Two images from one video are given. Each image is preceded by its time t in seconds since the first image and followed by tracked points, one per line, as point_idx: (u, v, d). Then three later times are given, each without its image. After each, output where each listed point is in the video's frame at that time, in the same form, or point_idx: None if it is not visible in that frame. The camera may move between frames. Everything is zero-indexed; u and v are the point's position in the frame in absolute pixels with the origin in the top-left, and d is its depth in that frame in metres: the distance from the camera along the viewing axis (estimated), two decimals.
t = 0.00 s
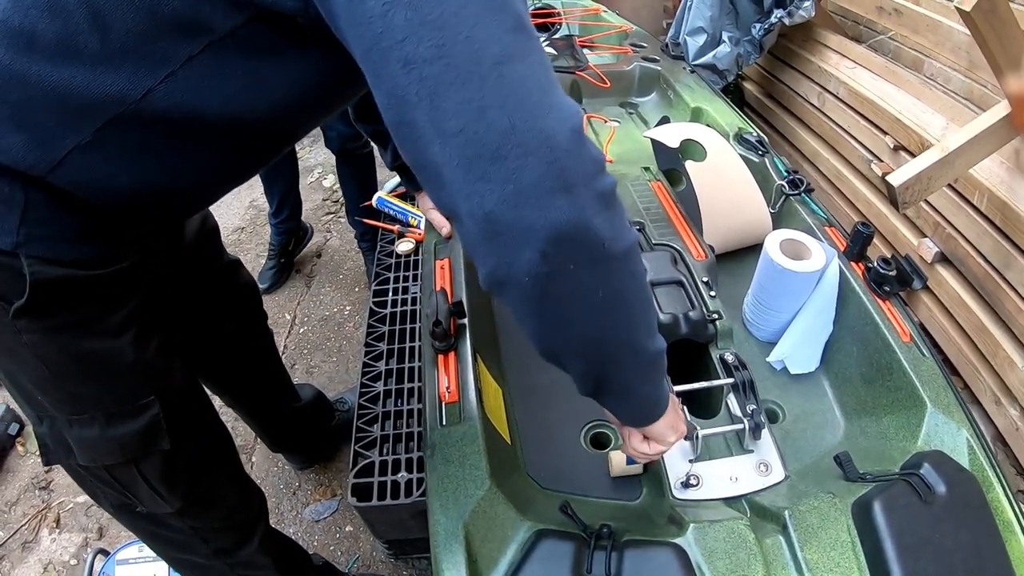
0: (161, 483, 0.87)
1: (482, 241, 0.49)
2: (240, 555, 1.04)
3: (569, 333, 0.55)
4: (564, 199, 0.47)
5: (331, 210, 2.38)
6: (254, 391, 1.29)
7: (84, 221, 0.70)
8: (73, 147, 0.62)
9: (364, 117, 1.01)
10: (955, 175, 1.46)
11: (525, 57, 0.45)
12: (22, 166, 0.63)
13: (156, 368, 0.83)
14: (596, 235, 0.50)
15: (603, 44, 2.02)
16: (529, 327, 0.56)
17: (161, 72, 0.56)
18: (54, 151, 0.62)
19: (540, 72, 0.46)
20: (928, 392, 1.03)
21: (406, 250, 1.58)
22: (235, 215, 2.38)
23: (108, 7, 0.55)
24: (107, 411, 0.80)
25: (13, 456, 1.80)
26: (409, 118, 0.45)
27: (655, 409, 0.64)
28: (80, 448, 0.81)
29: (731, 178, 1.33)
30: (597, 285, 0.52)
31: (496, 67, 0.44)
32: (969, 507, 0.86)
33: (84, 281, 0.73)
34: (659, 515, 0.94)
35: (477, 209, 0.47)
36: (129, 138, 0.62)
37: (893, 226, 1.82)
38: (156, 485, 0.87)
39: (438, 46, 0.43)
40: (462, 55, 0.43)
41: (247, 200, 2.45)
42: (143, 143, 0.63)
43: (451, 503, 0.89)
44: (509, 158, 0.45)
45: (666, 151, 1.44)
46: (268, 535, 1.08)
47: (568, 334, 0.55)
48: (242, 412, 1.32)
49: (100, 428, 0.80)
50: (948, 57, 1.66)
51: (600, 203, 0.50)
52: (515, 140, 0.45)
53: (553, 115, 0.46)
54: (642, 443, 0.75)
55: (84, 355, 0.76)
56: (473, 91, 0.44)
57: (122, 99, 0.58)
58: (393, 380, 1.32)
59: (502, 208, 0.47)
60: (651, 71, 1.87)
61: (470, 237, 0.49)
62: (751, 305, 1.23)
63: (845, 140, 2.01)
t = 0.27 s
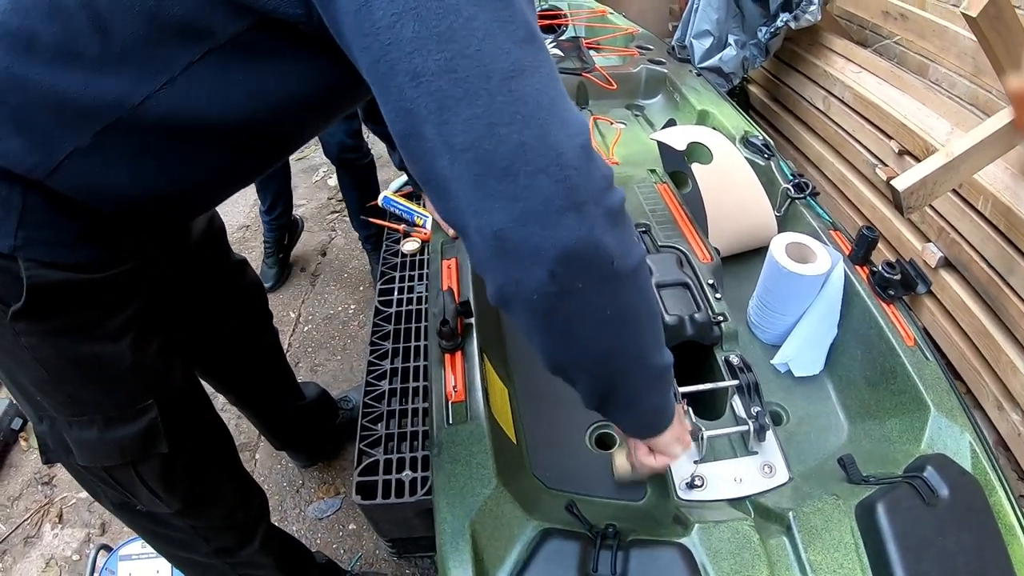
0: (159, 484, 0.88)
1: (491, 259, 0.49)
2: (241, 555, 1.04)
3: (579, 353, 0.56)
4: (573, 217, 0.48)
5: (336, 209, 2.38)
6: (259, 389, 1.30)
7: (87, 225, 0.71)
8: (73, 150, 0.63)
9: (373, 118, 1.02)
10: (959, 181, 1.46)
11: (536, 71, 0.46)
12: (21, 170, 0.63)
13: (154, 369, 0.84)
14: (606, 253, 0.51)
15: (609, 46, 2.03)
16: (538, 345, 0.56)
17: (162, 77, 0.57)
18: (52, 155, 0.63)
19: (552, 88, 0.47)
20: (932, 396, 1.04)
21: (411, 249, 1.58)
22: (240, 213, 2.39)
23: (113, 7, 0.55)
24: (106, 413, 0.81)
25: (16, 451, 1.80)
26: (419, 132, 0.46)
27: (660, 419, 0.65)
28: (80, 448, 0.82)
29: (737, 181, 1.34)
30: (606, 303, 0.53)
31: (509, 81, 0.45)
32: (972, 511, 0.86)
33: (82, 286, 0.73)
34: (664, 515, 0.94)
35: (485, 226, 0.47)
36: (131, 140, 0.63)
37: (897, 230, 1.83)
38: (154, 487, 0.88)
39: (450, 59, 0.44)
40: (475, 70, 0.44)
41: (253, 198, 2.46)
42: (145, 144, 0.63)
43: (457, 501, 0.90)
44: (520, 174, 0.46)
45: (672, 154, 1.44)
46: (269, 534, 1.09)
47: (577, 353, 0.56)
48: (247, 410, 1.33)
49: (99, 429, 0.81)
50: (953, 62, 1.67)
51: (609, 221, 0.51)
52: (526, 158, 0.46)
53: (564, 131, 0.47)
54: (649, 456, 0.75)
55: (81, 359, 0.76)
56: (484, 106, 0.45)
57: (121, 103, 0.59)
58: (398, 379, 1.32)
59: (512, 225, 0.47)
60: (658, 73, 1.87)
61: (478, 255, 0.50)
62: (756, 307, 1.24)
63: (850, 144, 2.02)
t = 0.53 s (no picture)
0: (163, 486, 0.88)
1: (421, 259, 0.47)
2: (245, 555, 1.05)
3: (532, 363, 0.54)
4: (504, 218, 0.45)
5: (340, 210, 2.39)
6: (263, 388, 1.30)
7: (91, 225, 0.71)
8: (77, 148, 0.63)
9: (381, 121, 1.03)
10: (962, 182, 1.47)
11: (483, 60, 0.44)
12: (25, 170, 0.64)
13: (159, 370, 0.84)
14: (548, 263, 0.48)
15: (612, 48, 2.04)
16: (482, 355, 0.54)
17: (164, 73, 0.57)
18: (54, 157, 0.64)
19: (498, 76, 0.44)
20: (935, 396, 1.04)
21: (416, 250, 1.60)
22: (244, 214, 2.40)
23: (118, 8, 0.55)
24: (111, 416, 0.81)
25: (20, 450, 1.81)
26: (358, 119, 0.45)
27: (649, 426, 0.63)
28: (83, 451, 0.83)
29: (741, 182, 1.34)
30: (553, 315, 0.50)
31: (447, 69, 0.42)
32: (974, 510, 0.87)
33: (85, 287, 0.74)
34: (668, 514, 0.95)
35: (410, 223, 0.45)
36: (134, 139, 0.63)
37: (899, 232, 1.84)
38: (157, 488, 0.88)
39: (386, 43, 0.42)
40: (407, 55, 0.42)
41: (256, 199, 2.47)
42: (148, 142, 0.63)
43: (462, 500, 0.90)
44: (443, 169, 0.43)
45: (676, 155, 1.45)
46: (274, 537, 1.09)
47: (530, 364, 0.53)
48: (250, 409, 1.34)
49: (104, 431, 0.82)
50: (955, 64, 1.67)
51: (554, 226, 0.47)
52: (453, 152, 0.43)
53: (502, 125, 0.44)
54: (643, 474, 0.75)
55: (85, 360, 0.77)
56: (414, 93, 0.42)
57: (127, 98, 0.59)
58: (401, 379, 1.33)
59: (434, 224, 0.44)
60: (661, 75, 1.88)
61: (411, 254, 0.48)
62: (759, 307, 1.24)
63: (853, 146, 2.02)
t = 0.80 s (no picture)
0: (163, 482, 0.88)
1: (421, 265, 0.47)
2: (245, 551, 1.05)
3: (528, 370, 0.54)
4: (507, 227, 0.45)
5: (342, 208, 2.40)
6: (265, 385, 1.30)
7: (90, 221, 0.72)
8: (75, 145, 0.63)
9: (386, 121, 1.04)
10: (963, 180, 1.47)
11: (487, 67, 0.43)
12: (23, 167, 0.64)
13: (159, 367, 0.84)
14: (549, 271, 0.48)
15: (614, 46, 2.04)
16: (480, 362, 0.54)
17: (163, 71, 0.57)
18: (53, 152, 0.63)
19: (501, 84, 0.44)
20: (936, 392, 1.04)
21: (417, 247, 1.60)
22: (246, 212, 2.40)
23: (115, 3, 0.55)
24: (111, 413, 0.82)
25: (22, 446, 1.82)
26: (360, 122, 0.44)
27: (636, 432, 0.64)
28: (84, 447, 0.83)
29: (742, 179, 1.35)
30: (552, 322, 0.51)
31: (453, 76, 0.42)
32: (976, 506, 0.87)
33: (83, 283, 0.74)
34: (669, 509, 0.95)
35: (413, 231, 0.45)
36: (134, 137, 0.63)
37: (901, 230, 1.84)
38: (157, 484, 0.88)
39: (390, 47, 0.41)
40: (412, 61, 0.42)
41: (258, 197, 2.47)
42: (146, 139, 0.64)
43: (464, 495, 0.91)
44: (448, 178, 0.43)
45: (678, 152, 1.45)
46: (275, 533, 1.09)
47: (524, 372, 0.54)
48: (252, 406, 1.34)
49: (104, 428, 0.82)
50: (956, 63, 1.67)
51: (556, 235, 0.48)
52: (458, 161, 0.43)
53: (507, 134, 0.44)
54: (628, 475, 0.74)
55: (85, 356, 0.77)
56: (417, 99, 0.42)
57: (125, 96, 0.59)
58: (403, 375, 1.33)
59: (436, 231, 0.44)
60: (662, 73, 1.89)
61: (410, 259, 0.48)
62: (760, 304, 1.24)
63: (854, 144, 2.03)
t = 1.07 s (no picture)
0: (158, 485, 0.88)
1: (481, 281, 0.48)
2: (244, 553, 1.05)
3: (584, 384, 0.55)
4: (570, 237, 0.46)
5: (343, 207, 2.40)
6: (266, 385, 1.30)
7: (86, 228, 0.72)
8: (68, 153, 0.64)
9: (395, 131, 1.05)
10: (965, 183, 1.47)
11: (533, 81, 0.45)
12: (17, 172, 0.65)
13: (153, 373, 0.84)
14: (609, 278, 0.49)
15: (616, 47, 2.04)
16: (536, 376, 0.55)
17: (159, 83, 0.57)
18: (47, 159, 0.64)
19: (547, 98, 0.45)
20: (937, 395, 1.04)
21: (419, 248, 1.58)
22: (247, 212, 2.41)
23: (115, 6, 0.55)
24: (107, 417, 0.82)
25: (22, 445, 1.82)
26: (404, 144, 0.44)
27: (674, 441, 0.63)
28: (81, 449, 0.83)
29: (744, 181, 1.35)
30: (608, 332, 0.52)
31: (505, 93, 0.43)
32: (977, 508, 0.87)
33: (78, 288, 0.74)
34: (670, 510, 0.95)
35: (475, 247, 0.45)
36: (128, 148, 0.64)
37: (903, 232, 1.84)
38: (153, 487, 0.88)
39: (436, 67, 0.42)
40: (463, 80, 0.42)
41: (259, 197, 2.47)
42: (142, 148, 0.64)
43: (465, 495, 0.91)
44: (510, 193, 0.44)
45: (680, 154, 1.45)
46: (274, 535, 1.09)
47: (576, 384, 0.54)
48: (252, 407, 1.34)
49: (100, 432, 0.82)
50: (959, 65, 1.67)
51: (611, 242, 0.49)
52: (520, 175, 0.44)
53: (561, 146, 0.45)
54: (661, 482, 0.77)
55: (80, 361, 0.77)
56: (472, 117, 0.43)
57: (120, 107, 0.60)
58: (404, 375, 1.33)
59: (502, 246, 0.45)
60: (664, 74, 1.89)
61: (467, 276, 0.48)
62: (762, 305, 1.24)
63: (856, 146, 2.03)
